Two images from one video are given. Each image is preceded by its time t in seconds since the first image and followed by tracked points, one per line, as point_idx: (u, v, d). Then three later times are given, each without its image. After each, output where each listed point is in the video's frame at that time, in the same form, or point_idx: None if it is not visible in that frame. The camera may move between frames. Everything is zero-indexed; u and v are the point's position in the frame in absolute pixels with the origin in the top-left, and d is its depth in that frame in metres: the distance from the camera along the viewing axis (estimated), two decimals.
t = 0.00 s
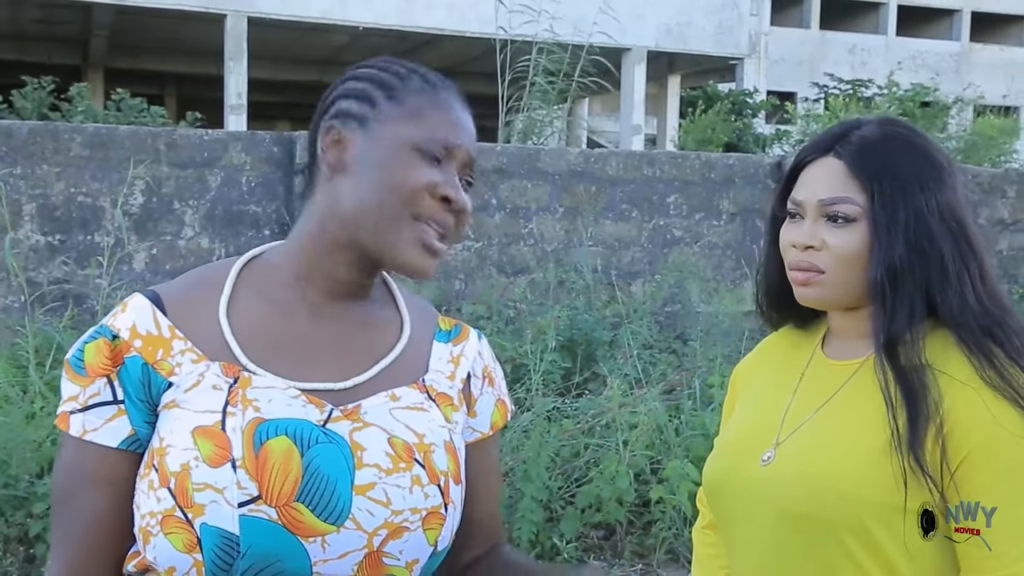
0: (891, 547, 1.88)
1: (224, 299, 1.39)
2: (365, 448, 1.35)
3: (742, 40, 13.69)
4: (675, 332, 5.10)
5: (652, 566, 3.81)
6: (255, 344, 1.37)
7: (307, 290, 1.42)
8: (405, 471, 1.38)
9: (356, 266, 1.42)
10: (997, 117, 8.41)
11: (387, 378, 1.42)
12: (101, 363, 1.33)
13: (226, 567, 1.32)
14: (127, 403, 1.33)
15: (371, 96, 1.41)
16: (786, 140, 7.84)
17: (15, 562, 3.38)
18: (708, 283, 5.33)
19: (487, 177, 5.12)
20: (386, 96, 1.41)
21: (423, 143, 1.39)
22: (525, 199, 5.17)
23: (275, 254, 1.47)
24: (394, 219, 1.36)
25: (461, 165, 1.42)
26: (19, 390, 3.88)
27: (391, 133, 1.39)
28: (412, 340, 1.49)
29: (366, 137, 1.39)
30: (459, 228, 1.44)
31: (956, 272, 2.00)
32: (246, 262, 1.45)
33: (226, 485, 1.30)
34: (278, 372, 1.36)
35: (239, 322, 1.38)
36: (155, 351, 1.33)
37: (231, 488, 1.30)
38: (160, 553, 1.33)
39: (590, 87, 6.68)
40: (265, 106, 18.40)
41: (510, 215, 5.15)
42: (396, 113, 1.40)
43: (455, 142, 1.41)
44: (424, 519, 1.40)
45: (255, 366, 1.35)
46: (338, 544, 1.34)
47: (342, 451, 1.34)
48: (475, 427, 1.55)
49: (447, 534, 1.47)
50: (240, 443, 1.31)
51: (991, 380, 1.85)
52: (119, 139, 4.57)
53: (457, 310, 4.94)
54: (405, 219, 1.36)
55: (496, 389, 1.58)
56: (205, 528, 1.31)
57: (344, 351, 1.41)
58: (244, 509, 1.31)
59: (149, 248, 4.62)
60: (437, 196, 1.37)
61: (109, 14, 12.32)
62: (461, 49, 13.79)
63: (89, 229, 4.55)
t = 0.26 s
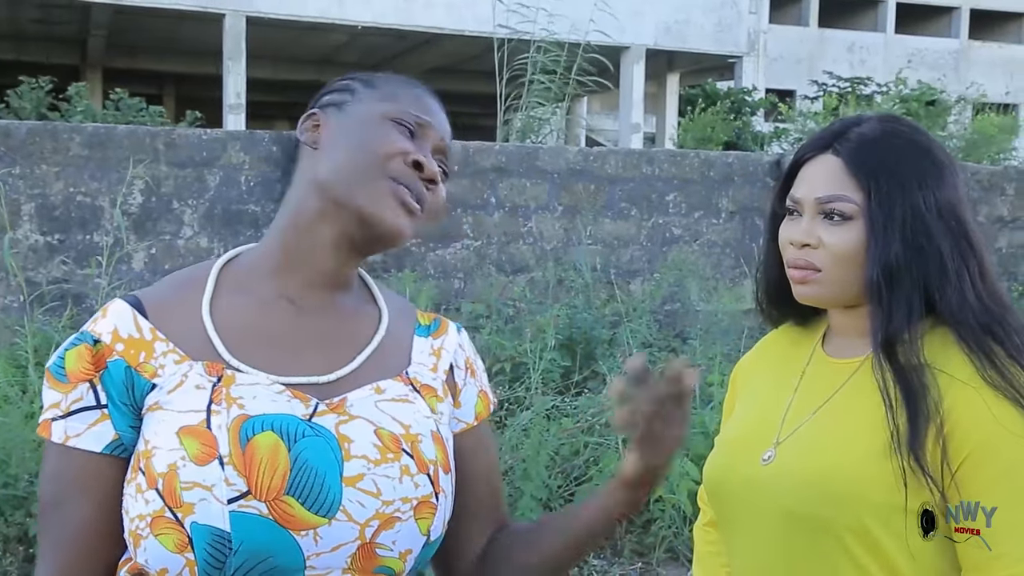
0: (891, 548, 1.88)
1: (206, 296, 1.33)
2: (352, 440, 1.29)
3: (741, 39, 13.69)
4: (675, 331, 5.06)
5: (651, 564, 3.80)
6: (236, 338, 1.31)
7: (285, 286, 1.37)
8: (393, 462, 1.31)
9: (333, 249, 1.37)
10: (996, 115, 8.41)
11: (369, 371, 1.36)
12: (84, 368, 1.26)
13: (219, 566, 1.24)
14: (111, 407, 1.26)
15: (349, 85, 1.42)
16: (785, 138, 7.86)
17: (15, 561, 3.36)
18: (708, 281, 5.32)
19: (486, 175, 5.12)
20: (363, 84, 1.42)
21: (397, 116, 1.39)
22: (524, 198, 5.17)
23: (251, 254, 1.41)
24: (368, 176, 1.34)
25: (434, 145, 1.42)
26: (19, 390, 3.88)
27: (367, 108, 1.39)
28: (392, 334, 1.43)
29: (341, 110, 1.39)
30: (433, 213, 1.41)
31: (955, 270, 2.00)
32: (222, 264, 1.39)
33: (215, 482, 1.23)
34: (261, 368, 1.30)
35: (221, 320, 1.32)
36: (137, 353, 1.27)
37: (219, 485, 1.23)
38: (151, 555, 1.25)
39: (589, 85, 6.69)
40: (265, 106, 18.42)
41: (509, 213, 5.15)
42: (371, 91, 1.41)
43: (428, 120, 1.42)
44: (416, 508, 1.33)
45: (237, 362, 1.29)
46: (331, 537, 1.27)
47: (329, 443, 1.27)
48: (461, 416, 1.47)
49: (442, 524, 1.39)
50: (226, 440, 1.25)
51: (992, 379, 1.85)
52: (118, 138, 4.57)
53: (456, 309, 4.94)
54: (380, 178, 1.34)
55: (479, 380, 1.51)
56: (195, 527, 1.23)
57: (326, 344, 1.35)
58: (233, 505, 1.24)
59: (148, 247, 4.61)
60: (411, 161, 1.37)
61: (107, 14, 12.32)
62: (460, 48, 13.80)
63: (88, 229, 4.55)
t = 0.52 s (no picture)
0: (891, 549, 1.87)
1: (190, 296, 1.40)
2: (344, 431, 1.36)
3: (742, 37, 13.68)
4: (675, 329, 5.10)
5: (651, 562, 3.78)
6: (224, 336, 1.38)
7: (272, 283, 1.44)
8: (385, 451, 1.38)
9: (321, 246, 1.44)
10: (998, 115, 8.40)
11: (358, 363, 1.43)
12: (71, 371, 1.32)
13: (214, 560, 1.31)
14: (99, 408, 1.32)
15: (326, 80, 1.48)
16: (786, 137, 7.85)
17: (14, 557, 3.37)
18: (709, 279, 5.31)
19: (486, 173, 5.13)
20: (341, 79, 1.48)
21: (381, 115, 1.45)
22: (524, 196, 5.18)
23: (236, 254, 1.48)
24: (358, 177, 1.40)
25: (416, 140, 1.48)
26: (18, 386, 3.88)
27: (349, 108, 1.44)
28: (378, 327, 1.50)
29: (326, 112, 1.44)
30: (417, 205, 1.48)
31: (957, 271, 1.99)
32: (207, 265, 1.46)
33: (208, 476, 1.30)
34: (250, 365, 1.37)
35: (207, 318, 1.39)
36: (125, 354, 1.33)
37: (212, 479, 1.30)
38: (146, 553, 1.32)
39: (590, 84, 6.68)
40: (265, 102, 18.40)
41: (510, 211, 5.16)
42: (352, 89, 1.46)
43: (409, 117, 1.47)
44: (409, 497, 1.40)
45: (226, 359, 1.36)
46: (326, 528, 1.34)
47: (321, 435, 1.34)
48: (453, 408, 1.53)
49: (434, 512, 1.46)
50: (217, 435, 1.31)
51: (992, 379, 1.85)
52: (118, 135, 4.57)
53: (456, 307, 4.93)
54: (372, 179, 1.40)
55: (470, 371, 1.57)
56: (190, 522, 1.30)
57: (314, 339, 1.43)
58: (227, 499, 1.30)
59: (148, 244, 4.61)
60: (398, 160, 1.43)
61: (108, 10, 12.30)
62: (461, 45, 13.80)
63: (88, 225, 4.55)
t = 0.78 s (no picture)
0: (891, 547, 1.88)
1: (184, 289, 1.40)
2: (342, 423, 1.37)
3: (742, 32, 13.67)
4: (675, 324, 5.11)
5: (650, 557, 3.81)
6: (218, 328, 1.39)
7: (266, 279, 1.45)
8: (383, 443, 1.40)
9: (315, 245, 1.46)
10: (997, 109, 8.40)
11: (353, 356, 1.46)
12: (64, 366, 1.31)
13: (216, 553, 1.32)
14: (93, 403, 1.32)
15: (320, 76, 1.47)
16: (786, 132, 7.86)
17: (13, 553, 3.38)
18: (708, 275, 5.32)
19: (486, 168, 5.12)
20: (336, 77, 1.47)
21: (378, 118, 1.45)
22: (524, 191, 5.17)
23: (229, 247, 1.49)
24: (355, 181, 1.40)
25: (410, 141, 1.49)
26: (17, 381, 3.88)
27: (345, 110, 1.44)
28: (370, 323, 1.53)
29: (322, 112, 1.44)
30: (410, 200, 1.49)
31: (957, 267, 1.98)
32: (199, 257, 1.46)
33: (208, 470, 1.30)
34: (245, 360, 1.38)
35: (201, 311, 1.39)
36: (119, 349, 1.33)
37: (213, 473, 1.31)
38: (146, 548, 1.32)
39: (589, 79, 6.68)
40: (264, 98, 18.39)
41: (509, 207, 5.15)
42: (347, 89, 1.46)
43: (405, 119, 1.48)
44: (407, 488, 1.43)
45: (221, 352, 1.37)
46: (326, 520, 1.36)
47: (320, 428, 1.36)
48: (443, 404, 1.59)
49: (430, 502, 1.49)
50: (217, 429, 1.32)
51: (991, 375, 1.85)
52: (117, 129, 4.56)
53: (455, 302, 4.93)
54: (372, 187, 1.41)
55: (458, 367, 1.63)
56: (191, 516, 1.31)
57: (306, 335, 1.44)
58: (228, 492, 1.31)
59: (147, 239, 4.62)
60: (396, 165, 1.43)
61: (106, 5, 12.28)
62: (461, 40, 13.78)
63: (87, 220, 4.54)
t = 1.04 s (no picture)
0: (889, 543, 1.88)
1: (180, 286, 1.40)
2: (341, 413, 1.39)
3: (740, 30, 13.67)
4: (673, 322, 5.11)
5: (649, 554, 3.78)
6: (214, 324, 1.40)
7: (262, 282, 1.45)
8: (381, 432, 1.41)
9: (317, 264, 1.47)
10: (995, 107, 8.40)
11: (347, 353, 1.47)
12: (64, 361, 1.33)
13: (218, 539, 1.33)
14: (93, 398, 1.33)
15: (320, 124, 1.40)
16: (783, 130, 7.86)
17: (11, 550, 3.38)
18: (706, 272, 5.32)
19: (484, 166, 5.12)
20: (337, 125, 1.40)
21: (385, 169, 1.41)
22: (522, 188, 5.17)
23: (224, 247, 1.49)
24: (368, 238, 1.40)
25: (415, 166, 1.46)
26: (14, 379, 3.88)
27: (352, 168, 1.40)
28: (365, 318, 1.53)
29: (325, 172, 1.39)
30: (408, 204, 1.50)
31: (957, 259, 1.99)
32: (194, 255, 1.46)
33: (211, 456, 1.32)
34: (241, 353, 1.39)
35: (196, 308, 1.40)
36: (119, 344, 1.34)
37: (215, 459, 1.32)
38: (148, 537, 1.33)
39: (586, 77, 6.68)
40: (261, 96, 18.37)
41: (507, 204, 5.16)
42: (348, 142, 1.40)
43: (409, 153, 1.44)
44: (406, 476, 1.43)
45: (219, 348, 1.38)
46: (327, 507, 1.37)
47: (319, 417, 1.37)
48: (433, 395, 1.58)
49: (430, 492, 1.49)
50: (218, 417, 1.33)
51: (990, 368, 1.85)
52: (115, 127, 4.56)
53: (454, 300, 4.93)
54: (382, 243, 1.41)
55: (447, 360, 1.62)
56: (194, 503, 1.32)
57: (302, 336, 1.44)
58: (231, 478, 1.33)
59: (145, 237, 4.62)
60: (404, 213, 1.41)
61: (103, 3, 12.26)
62: (458, 38, 13.77)
63: (85, 218, 4.54)
